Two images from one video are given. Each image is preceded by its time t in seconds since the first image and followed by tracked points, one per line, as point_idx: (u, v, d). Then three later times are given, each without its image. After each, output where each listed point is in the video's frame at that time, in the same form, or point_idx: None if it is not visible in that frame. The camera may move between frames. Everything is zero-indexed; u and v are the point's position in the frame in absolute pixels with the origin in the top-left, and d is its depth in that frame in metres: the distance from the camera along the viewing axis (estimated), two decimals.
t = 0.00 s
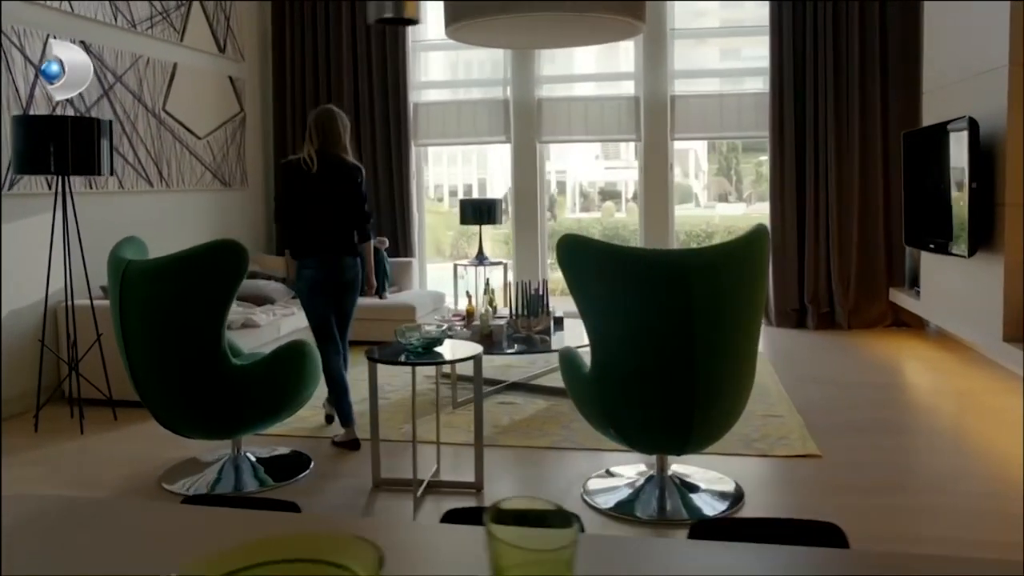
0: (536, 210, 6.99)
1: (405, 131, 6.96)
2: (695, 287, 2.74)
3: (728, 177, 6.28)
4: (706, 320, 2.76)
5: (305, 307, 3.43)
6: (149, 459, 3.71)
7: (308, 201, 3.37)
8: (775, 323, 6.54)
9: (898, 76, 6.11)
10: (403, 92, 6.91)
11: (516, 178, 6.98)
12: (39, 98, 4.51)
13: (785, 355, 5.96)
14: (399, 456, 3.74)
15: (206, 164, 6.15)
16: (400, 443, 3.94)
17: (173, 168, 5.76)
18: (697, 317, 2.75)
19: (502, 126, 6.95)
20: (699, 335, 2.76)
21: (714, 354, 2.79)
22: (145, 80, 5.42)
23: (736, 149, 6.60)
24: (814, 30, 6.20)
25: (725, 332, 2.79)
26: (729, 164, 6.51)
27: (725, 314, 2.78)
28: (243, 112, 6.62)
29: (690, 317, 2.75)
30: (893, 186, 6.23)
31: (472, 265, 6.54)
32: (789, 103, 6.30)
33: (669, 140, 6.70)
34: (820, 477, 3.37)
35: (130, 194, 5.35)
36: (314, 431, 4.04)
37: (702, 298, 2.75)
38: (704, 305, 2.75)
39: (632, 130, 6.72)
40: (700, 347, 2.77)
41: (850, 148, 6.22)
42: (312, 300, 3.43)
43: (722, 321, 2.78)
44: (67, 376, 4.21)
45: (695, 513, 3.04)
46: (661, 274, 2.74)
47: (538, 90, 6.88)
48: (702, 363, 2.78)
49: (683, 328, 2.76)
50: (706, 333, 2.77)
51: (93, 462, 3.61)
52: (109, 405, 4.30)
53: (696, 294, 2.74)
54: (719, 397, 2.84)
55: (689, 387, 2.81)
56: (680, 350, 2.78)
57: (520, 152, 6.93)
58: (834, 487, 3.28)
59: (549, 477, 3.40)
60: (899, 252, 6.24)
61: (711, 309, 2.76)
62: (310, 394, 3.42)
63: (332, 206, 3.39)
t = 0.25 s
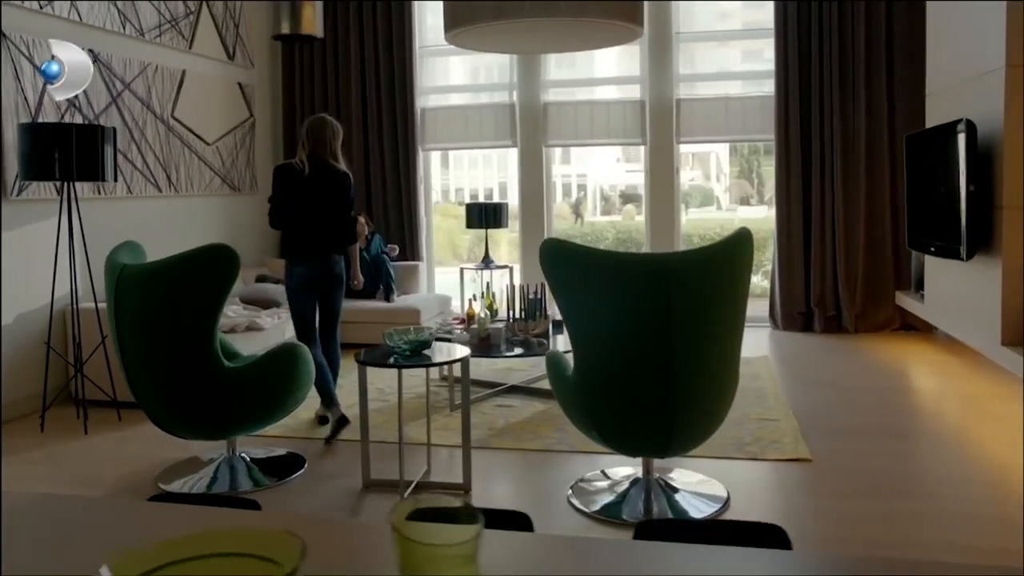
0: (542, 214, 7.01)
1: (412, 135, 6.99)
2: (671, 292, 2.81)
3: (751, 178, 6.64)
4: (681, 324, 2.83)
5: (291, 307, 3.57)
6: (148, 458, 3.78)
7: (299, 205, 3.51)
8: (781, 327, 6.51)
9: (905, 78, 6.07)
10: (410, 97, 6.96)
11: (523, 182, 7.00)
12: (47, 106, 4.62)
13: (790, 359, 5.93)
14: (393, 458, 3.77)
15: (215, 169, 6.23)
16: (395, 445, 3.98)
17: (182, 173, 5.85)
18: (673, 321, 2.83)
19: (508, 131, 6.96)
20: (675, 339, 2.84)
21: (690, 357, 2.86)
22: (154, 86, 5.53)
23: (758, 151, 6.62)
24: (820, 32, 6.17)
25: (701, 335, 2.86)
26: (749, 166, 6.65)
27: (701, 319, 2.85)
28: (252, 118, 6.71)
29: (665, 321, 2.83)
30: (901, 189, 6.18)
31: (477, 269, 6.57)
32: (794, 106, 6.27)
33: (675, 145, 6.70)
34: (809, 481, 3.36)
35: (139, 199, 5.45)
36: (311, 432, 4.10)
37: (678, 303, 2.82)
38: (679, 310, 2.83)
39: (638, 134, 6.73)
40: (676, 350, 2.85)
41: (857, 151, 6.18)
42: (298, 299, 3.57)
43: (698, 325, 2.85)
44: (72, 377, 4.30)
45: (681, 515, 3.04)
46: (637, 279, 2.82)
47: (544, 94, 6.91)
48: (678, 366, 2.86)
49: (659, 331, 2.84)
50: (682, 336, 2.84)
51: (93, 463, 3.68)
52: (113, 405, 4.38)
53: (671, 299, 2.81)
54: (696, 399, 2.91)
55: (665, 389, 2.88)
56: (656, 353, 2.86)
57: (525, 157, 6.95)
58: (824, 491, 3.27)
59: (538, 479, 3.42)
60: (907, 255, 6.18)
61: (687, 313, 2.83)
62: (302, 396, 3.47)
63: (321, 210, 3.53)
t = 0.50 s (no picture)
0: (549, 215, 7.03)
1: (421, 137, 7.04)
2: (656, 293, 2.82)
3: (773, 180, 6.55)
4: (666, 325, 2.85)
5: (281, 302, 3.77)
6: (148, 456, 3.83)
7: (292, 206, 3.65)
8: (789, 329, 6.47)
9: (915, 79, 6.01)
10: (419, 99, 7.00)
11: (530, 183, 7.02)
12: (57, 109, 4.70)
13: (796, 361, 5.90)
14: (390, 457, 3.80)
15: (225, 171, 6.31)
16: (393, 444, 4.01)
17: (190, 175, 5.93)
18: (657, 322, 2.85)
19: (516, 132, 6.99)
20: (659, 339, 2.86)
21: (674, 358, 2.88)
22: (163, 89, 5.60)
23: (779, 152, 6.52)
24: (828, 32, 6.14)
25: (686, 336, 2.88)
26: (769, 168, 6.54)
27: (686, 320, 2.87)
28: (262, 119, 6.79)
29: (649, 322, 2.85)
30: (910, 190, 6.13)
31: (484, 270, 6.60)
32: (802, 107, 6.24)
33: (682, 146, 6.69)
34: (802, 484, 3.35)
35: (148, 200, 5.52)
36: (310, 431, 4.14)
37: (662, 303, 2.83)
38: (664, 310, 2.84)
39: (645, 135, 6.72)
40: (660, 350, 2.87)
41: (866, 151, 6.13)
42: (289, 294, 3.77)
43: (683, 326, 2.87)
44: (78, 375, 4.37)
45: (670, 516, 3.05)
46: (623, 280, 2.83)
47: (552, 96, 6.92)
48: (661, 366, 2.88)
49: (643, 331, 2.86)
50: (666, 336, 2.86)
51: (96, 460, 3.75)
52: (118, 403, 4.45)
53: (656, 300, 2.83)
54: (681, 399, 2.93)
55: (650, 389, 2.91)
56: (640, 353, 2.88)
57: (533, 158, 6.97)
58: (816, 493, 3.26)
59: (530, 480, 3.43)
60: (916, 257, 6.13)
61: (671, 314, 2.85)
62: (298, 394, 3.53)
63: (315, 210, 3.68)
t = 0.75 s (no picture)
0: (554, 214, 7.05)
1: (427, 136, 7.06)
2: (637, 292, 2.83)
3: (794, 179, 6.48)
4: (648, 325, 2.86)
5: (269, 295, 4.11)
6: (143, 451, 3.88)
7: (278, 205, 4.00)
8: (794, 330, 6.45)
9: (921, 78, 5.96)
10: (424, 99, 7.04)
11: (535, 183, 7.03)
12: (61, 108, 4.76)
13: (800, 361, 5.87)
14: (381, 455, 3.83)
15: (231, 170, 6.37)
16: (385, 442, 4.03)
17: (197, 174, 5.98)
18: (639, 321, 2.85)
19: (521, 132, 7.00)
20: (641, 339, 2.86)
21: (658, 358, 2.88)
22: (169, 89, 5.66)
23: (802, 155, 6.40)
24: (834, 32, 6.10)
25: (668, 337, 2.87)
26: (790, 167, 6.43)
27: (668, 320, 2.87)
28: (269, 119, 6.86)
29: (632, 321, 2.85)
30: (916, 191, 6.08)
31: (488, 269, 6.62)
32: (807, 107, 6.21)
33: (687, 145, 6.68)
34: (790, 486, 3.33)
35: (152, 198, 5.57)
36: (304, 428, 4.17)
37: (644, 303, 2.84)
38: (645, 309, 2.85)
39: (650, 135, 6.71)
40: (643, 351, 2.87)
41: (873, 150, 6.08)
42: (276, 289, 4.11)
43: (665, 325, 2.87)
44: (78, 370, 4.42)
45: (654, 514, 3.05)
46: (604, 279, 2.84)
47: (557, 95, 6.94)
48: (645, 366, 2.88)
49: (627, 331, 2.87)
50: (648, 335, 2.87)
51: (94, 455, 3.81)
52: (118, 399, 4.50)
53: (638, 299, 2.84)
54: (665, 399, 2.93)
55: (633, 388, 2.90)
56: (623, 353, 2.88)
57: (538, 158, 6.99)
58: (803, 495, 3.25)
59: (517, 479, 3.44)
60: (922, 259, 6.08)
61: (653, 313, 2.85)
62: (289, 391, 3.55)
63: (299, 210, 4.04)
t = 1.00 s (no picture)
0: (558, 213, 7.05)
1: (432, 135, 7.09)
2: (620, 291, 2.84)
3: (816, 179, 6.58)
4: (630, 324, 2.87)
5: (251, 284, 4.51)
6: (139, 444, 3.92)
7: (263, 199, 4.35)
8: (798, 331, 6.41)
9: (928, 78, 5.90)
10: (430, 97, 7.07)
11: (540, 182, 7.04)
12: (66, 106, 4.83)
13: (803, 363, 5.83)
14: (373, 451, 3.85)
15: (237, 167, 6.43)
16: (379, 438, 4.05)
17: (202, 171, 6.04)
18: (622, 320, 2.86)
19: (526, 131, 7.00)
20: (625, 336, 2.87)
21: (641, 358, 2.89)
22: (174, 87, 5.72)
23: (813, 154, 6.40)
24: (839, 31, 6.06)
25: (651, 335, 2.88)
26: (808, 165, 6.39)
27: (650, 319, 2.87)
28: (275, 117, 6.92)
29: (614, 320, 2.86)
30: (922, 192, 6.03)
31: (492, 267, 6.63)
32: (812, 107, 6.17)
33: (692, 144, 6.66)
34: (778, 487, 3.31)
35: (158, 195, 5.62)
36: (300, 424, 4.20)
37: (627, 302, 2.85)
38: (628, 308, 2.85)
39: (654, 134, 6.70)
40: (626, 349, 2.88)
41: (878, 150, 6.03)
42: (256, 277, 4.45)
43: (648, 325, 2.88)
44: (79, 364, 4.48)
45: (639, 513, 3.05)
46: (587, 278, 2.85)
47: (562, 94, 6.94)
48: (627, 366, 2.89)
49: (609, 330, 2.87)
50: (631, 334, 2.87)
51: (92, 448, 3.86)
52: (118, 393, 4.55)
53: (620, 298, 2.84)
54: (647, 398, 2.93)
55: (615, 388, 2.91)
56: (606, 352, 2.89)
57: (542, 157, 7.00)
58: (791, 496, 3.23)
59: (505, 477, 3.45)
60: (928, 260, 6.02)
61: (635, 312, 2.86)
62: (281, 387, 3.58)
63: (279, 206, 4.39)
